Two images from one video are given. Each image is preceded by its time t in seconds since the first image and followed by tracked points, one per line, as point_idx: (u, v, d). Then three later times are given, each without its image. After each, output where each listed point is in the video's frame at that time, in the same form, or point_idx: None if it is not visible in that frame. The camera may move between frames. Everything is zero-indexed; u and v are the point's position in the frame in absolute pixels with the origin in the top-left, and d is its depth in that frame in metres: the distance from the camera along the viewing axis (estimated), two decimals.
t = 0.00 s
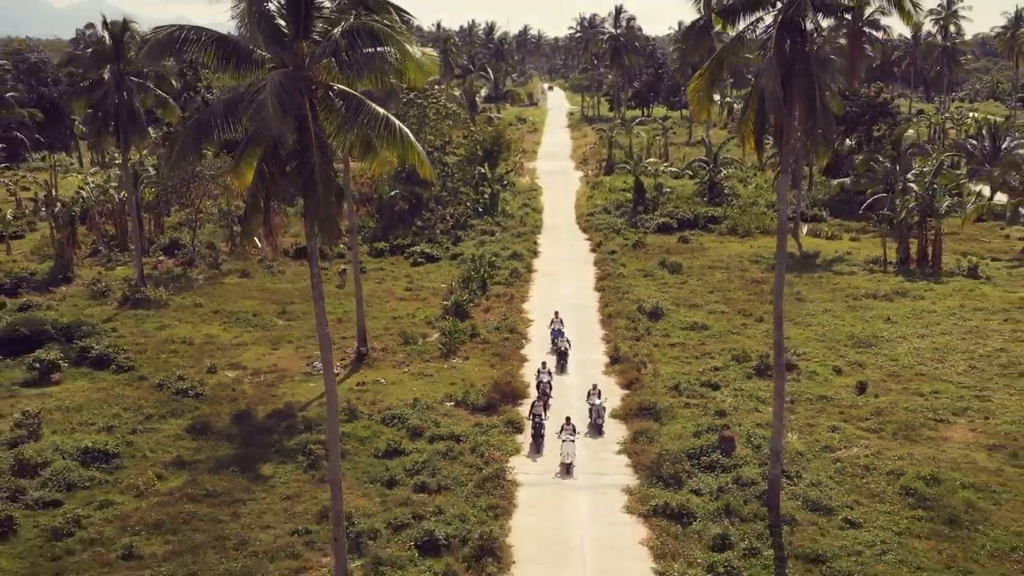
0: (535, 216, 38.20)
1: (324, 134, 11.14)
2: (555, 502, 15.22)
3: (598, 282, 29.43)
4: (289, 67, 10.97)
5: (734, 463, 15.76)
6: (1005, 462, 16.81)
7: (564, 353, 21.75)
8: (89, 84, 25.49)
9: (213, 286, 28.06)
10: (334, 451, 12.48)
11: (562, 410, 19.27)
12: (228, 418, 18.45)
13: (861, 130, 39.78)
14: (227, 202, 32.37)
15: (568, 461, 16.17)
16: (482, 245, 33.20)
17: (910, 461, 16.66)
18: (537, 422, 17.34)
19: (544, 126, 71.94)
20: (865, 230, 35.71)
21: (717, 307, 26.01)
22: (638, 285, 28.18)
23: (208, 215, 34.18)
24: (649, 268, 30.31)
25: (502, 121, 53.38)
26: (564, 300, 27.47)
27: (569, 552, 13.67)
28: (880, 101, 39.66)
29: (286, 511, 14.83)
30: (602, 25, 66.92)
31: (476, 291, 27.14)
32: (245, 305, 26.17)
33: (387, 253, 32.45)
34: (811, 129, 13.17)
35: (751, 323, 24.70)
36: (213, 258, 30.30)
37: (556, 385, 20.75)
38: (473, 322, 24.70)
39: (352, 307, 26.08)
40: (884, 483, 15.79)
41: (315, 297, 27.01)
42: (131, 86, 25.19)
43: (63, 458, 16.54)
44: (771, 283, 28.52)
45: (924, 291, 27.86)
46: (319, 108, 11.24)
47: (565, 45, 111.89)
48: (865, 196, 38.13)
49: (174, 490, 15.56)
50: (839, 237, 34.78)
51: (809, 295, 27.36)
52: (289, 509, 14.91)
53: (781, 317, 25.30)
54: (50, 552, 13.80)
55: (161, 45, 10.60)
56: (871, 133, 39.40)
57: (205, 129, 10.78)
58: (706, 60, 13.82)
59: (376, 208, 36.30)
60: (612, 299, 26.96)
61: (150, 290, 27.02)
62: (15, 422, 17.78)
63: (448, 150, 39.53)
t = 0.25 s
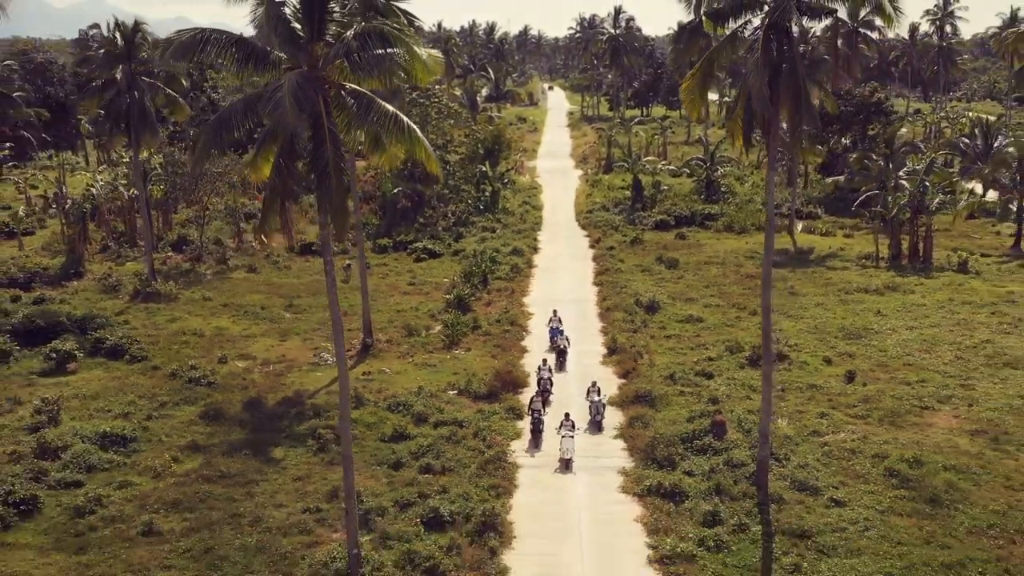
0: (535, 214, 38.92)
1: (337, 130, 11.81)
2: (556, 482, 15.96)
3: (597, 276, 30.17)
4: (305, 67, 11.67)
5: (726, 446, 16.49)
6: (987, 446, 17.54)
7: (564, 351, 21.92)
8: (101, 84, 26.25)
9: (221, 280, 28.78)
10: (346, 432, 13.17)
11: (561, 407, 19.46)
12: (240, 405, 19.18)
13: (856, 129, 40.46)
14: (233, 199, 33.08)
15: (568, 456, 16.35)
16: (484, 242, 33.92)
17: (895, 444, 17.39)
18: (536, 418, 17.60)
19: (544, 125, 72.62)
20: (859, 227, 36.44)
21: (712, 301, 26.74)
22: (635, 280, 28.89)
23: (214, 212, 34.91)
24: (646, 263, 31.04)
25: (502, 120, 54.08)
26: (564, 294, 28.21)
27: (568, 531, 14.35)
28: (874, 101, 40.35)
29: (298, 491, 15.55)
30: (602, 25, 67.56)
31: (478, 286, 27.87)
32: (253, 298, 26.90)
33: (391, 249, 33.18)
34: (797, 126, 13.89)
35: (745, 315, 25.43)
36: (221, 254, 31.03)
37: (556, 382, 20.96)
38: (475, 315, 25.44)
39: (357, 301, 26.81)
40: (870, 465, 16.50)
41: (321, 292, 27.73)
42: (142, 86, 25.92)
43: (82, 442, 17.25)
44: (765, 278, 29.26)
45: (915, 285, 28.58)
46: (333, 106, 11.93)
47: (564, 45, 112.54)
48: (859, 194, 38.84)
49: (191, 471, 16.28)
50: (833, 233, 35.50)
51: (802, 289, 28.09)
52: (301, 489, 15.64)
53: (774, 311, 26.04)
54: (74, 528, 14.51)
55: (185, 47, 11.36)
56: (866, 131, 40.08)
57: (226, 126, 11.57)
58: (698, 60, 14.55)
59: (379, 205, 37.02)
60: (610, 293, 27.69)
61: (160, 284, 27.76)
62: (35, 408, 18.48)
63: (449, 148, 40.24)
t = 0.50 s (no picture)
0: (535, 211, 39.65)
1: (348, 128, 12.52)
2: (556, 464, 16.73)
3: (595, 272, 30.89)
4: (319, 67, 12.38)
5: (717, 431, 17.23)
6: (969, 431, 18.25)
7: (564, 349, 22.18)
8: (113, 83, 26.97)
9: (229, 276, 29.51)
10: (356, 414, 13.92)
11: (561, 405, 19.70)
12: (251, 393, 19.90)
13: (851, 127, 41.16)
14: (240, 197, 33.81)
15: (568, 452, 16.69)
16: (485, 239, 34.62)
17: (881, 430, 18.09)
18: (535, 413, 17.88)
19: (545, 125, 73.29)
20: (853, 225, 37.14)
21: (708, 295, 27.46)
22: (633, 275, 29.59)
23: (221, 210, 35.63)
24: (644, 259, 31.76)
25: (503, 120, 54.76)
26: (564, 289, 28.94)
27: (568, 510, 15.09)
28: (869, 100, 41.05)
29: (309, 473, 16.27)
30: (601, 25, 68.24)
31: (479, 281, 28.59)
32: (261, 293, 27.62)
33: (394, 246, 33.88)
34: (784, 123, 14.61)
35: (739, 309, 26.15)
36: (229, 250, 31.75)
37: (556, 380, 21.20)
38: (477, 308, 26.18)
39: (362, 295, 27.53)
40: (856, 448, 17.21)
41: (326, 287, 28.45)
42: (152, 86, 26.64)
43: (100, 427, 17.96)
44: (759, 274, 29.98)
45: (906, 280, 29.29)
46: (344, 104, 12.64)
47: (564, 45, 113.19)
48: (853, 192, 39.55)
49: (205, 455, 16.99)
50: (827, 230, 36.21)
51: (796, 284, 28.80)
52: (311, 471, 16.36)
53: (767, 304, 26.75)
54: (96, 507, 15.22)
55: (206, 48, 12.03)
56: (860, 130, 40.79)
57: (244, 123, 12.27)
58: (690, 61, 15.27)
59: (382, 203, 37.73)
60: (608, 288, 28.41)
61: (170, 279, 28.48)
62: (53, 396, 19.18)
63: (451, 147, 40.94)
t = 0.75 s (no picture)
0: (535, 209, 40.40)
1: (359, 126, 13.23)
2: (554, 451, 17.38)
3: (594, 268, 31.62)
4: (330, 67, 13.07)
5: (710, 416, 17.97)
6: (953, 417, 18.96)
7: (564, 347, 22.40)
8: (124, 83, 27.71)
9: (236, 271, 30.24)
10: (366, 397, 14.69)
11: (561, 402, 19.95)
12: (261, 382, 20.63)
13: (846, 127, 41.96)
14: (246, 195, 34.56)
15: (568, 448, 16.95)
16: (486, 236, 35.35)
17: (868, 416, 18.80)
18: (533, 410, 18.11)
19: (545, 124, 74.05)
20: (847, 222, 37.88)
21: (703, 289, 28.22)
22: (631, 270, 30.31)
23: (227, 207, 36.35)
24: (641, 255, 32.48)
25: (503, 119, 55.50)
26: (563, 284, 29.67)
27: (566, 491, 15.79)
28: (864, 100, 41.76)
29: (319, 456, 17.01)
30: (601, 26, 68.99)
31: (481, 275, 29.33)
32: (268, 288, 28.36)
33: (397, 242, 34.62)
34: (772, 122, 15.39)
35: (734, 302, 26.89)
36: (236, 247, 32.49)
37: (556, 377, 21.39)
38: (478, 302, 26.91)
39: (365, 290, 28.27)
40: (843, 433, 17.92)
41: (331, 282, 29.18)
42: (162, 85, 27.37)
43: (117, 413, 18.66)
44: (754, 270, 30.70)
45: (897, 275, 30.00)
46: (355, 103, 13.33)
47: (564, 46, 113.97)
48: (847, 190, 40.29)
49: (219, 439, 17.71)
50: (822, 227, 36.94)
51: (789, 279, 29.55)
52: (320, 454, 17.07)
53: (761, 299, 27.50)
54: (116, 487, 15.91)
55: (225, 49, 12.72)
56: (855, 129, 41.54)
57: (261, 120, 12.97)
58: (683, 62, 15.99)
59: (385, 201, 38.46)
60: (607, 283, 29.13)
61: (179, 274, 29.22)
62: (71, 384, 19.89)
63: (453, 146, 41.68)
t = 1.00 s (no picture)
0: (535, 206, 41.12)
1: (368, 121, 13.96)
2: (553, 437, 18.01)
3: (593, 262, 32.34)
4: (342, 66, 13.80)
5: (703, 403, 18.72)
6: (938, 404, 19.68)
7: (563, 344, 22.57)
8: (135, 82, 28.48)
9: (244, 266, 30.98)
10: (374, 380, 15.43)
11: (561, 398, 20.16)
12: (271, 371, 21.37)
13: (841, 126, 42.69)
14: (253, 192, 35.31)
15: (569, 444, 17.09)
16: (487, 232, 36.08)
17: (855, 403, 19.52)
18: (531, 407, 18.33)
19: (545, 124, 74.79)
20: (841, 219, 38.62)
21: (699, 283, 28.96)
22: (629, 266, 31.01)
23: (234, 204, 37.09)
24: (639, 251, 33.21)
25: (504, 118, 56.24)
26: (562, 278, 30.41)
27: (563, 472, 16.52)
28: (858, 99, 42.49)
29: (328, 439, 17.76)
30: (601, 26, 69.74)
31: (482, 270, 30.07)
32: (275, 282, 29.09)
33: (400, 238, 35.35)
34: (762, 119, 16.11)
35: (728, 296, 27.63)
36: (242, 243, 33.24)
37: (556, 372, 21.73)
38: (480, 296, 27.64)
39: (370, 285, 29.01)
40: (831, 419, 18.63)
41: (336, 277, 29.93)
42: (172, 84, 28.11)
43: (133, 399, 19.40)
44: (749, 265, 31.44)
45: (889, 270, 30.72)
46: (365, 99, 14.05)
47: (564, 46, 114.71)
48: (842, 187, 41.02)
49: (231, 424, 18.46)
50: (816, 224, 37.67)
51: (783, 274, 30.29)
52: (330, 438, 17.80)
53: (756, 293, 28.24)
54: (135, 468, 16.62)
55: (243, 49, 13.45)
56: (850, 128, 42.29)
57: (276, 116, 13.69)
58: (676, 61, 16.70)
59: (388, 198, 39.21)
60: (605, 277, 29.87)
61: (188, 268, 29.97)
62: (87, 372, 20.62)
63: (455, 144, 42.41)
